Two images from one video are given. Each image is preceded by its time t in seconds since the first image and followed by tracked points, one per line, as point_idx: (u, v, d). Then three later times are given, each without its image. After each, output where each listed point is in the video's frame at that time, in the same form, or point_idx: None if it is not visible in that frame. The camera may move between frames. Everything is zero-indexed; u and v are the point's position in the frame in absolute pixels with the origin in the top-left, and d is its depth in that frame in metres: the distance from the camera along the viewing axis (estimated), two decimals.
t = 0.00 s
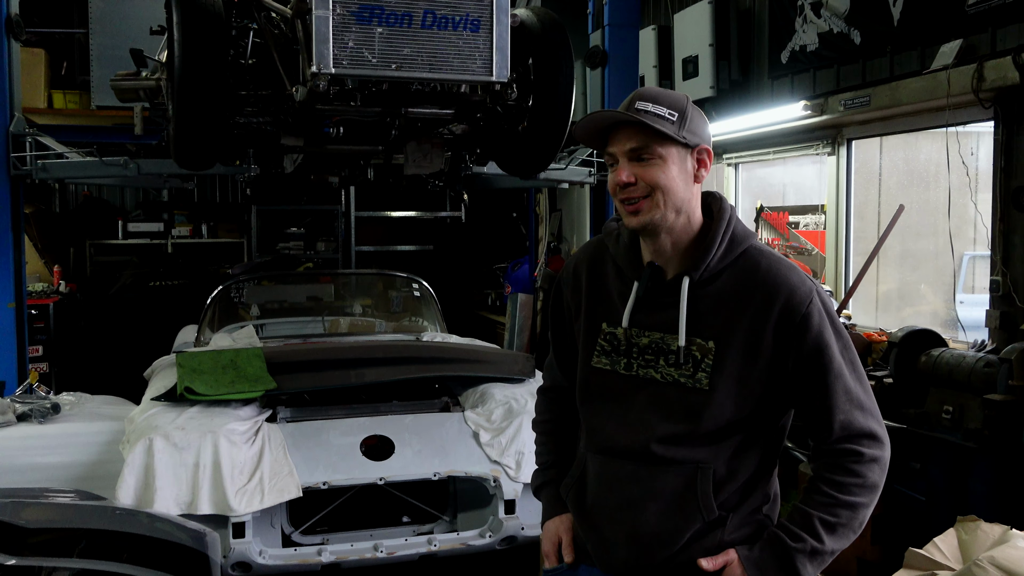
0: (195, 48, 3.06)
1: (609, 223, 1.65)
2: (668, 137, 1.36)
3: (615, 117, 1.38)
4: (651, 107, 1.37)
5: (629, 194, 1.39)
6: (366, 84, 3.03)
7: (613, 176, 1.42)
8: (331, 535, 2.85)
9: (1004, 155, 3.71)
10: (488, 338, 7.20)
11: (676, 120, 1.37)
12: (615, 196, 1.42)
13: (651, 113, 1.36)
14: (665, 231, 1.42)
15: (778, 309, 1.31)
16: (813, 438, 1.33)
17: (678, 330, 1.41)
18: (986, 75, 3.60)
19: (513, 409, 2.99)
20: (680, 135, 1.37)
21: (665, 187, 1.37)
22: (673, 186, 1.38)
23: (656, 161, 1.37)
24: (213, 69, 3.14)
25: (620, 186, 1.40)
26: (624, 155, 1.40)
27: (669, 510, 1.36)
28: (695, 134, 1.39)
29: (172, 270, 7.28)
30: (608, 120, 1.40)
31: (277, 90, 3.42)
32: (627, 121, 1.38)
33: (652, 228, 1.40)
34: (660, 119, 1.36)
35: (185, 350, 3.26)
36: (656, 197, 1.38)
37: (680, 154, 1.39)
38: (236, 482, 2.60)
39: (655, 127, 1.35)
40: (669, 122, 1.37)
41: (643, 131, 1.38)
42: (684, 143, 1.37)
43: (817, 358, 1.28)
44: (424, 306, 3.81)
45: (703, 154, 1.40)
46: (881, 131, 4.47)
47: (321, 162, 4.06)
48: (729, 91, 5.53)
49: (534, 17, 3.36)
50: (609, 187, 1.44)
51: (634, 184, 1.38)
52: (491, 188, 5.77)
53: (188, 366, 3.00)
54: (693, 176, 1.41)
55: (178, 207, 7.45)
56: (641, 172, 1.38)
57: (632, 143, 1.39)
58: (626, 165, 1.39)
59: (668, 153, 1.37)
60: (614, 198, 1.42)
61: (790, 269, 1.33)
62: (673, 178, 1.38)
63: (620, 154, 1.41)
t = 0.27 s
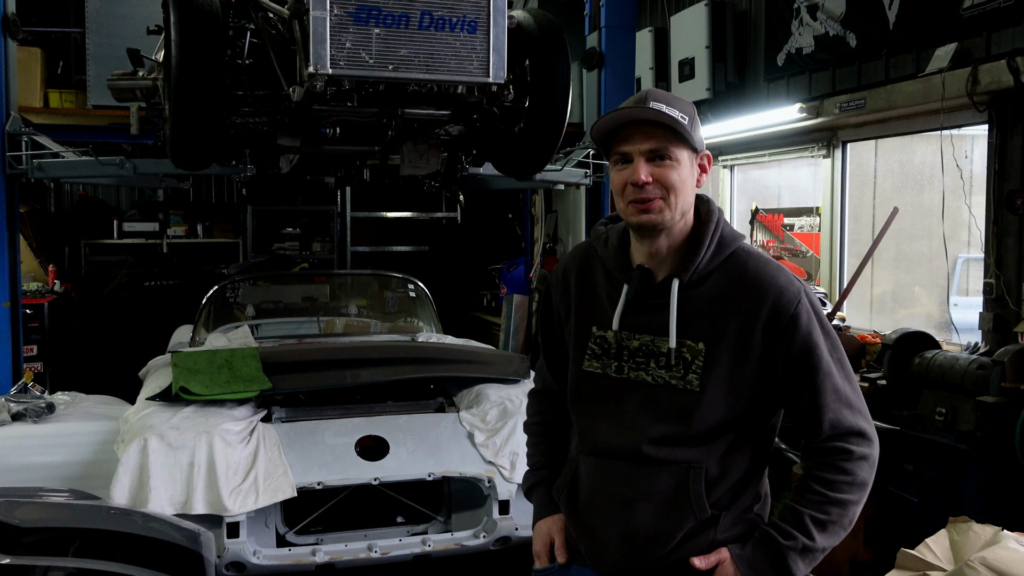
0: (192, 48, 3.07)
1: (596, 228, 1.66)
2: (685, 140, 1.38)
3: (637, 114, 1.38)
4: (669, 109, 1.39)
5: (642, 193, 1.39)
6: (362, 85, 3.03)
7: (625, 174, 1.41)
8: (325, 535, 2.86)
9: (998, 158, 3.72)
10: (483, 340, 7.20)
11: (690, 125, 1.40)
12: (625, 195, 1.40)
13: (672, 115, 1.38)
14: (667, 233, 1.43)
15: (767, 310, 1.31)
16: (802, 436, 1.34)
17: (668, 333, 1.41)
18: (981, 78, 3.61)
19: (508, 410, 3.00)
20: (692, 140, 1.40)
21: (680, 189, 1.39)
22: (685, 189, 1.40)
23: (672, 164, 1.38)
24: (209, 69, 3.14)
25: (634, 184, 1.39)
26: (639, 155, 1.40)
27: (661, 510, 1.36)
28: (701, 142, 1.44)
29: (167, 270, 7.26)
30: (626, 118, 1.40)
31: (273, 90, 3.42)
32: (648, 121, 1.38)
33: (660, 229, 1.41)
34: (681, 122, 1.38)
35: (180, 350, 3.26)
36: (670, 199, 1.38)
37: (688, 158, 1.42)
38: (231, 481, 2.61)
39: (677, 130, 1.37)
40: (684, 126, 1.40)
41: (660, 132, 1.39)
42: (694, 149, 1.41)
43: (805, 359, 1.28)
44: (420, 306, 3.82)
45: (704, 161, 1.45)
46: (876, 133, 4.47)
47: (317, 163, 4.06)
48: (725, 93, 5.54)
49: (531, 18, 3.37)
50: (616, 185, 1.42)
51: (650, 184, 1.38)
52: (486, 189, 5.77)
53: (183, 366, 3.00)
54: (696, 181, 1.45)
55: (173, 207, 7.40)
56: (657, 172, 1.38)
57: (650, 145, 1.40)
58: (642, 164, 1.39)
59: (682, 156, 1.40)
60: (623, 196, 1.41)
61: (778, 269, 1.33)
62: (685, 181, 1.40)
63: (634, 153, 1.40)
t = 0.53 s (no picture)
0: (186, 48, 3.06)
1: (561, 231, 1.62)
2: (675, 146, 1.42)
3: (632, 117, 1.39)
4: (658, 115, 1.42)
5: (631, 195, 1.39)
6: (357, 86, 3.02)
7: (613, 176, 1.41)
8: (319, 536, 2.85)
9: (990, 160, 3.72)
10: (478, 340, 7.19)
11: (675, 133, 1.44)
12: (615, 196, 1.40)
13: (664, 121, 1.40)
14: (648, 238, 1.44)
15: (747, 309, 1.35)
16: (774, 428, 1.40)
17: (649, 334, 1.41)
18: (973, 81, 3.62)
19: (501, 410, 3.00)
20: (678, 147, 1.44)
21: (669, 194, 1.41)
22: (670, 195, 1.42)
23: (660, 169, 1.40)
24: (204, 69, 3.14)
25: (623, 186, 1.39)
26: (629, 158, 1.41)
27: (653, 512, 1.34)
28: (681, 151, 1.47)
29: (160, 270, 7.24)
30: (619, 121, 1.40)
31: (268, 90, 3.41)
32: (642, 124, 1.39)
33: (647, 232, 1.41)
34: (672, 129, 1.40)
35: (173, 351, 3.25)
36: (657, 203, 1.40)
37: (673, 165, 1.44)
38: (225, 483, 2.60)
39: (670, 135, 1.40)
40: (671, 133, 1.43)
41: (650, 137, 1.41)
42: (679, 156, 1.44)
43: (782, 355, 1.34)
44: (414, 307, 3.82)
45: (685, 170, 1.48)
46: (869, 136, 4.49)
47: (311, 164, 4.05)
48: (719, 95, 5.55)
49: (526, 20, 3.37)
50: (603, 186, 1.42)
51: (640, 186, 1.39)
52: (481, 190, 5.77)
53: (177, 367, 3.00)
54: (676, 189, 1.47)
55: (167, 207, 7.42)
56: (647, 175, 1.39)
57: (640, 148, 1.41)
58: (632, 167, 1.40)
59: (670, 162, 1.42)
60: (610, 197, 1.41)
61: (753, 270, 1.39)
62: (672, 187, 1.42)
63: (625, 155, 1.41)
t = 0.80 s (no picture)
0: (182, 47, 3.06)
1: (510, 222, 1.56)
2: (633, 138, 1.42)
3: (590, 108, 1.37)
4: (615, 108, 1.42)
5: (591, 186, 1.37)
6: (353, 84, 3.02)
7: (571, 167, 1.38)
8: (315, 534, 2.85)
9: (985, 160, 3.72)
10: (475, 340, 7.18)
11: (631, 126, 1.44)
12: (576, 188, 1.38)
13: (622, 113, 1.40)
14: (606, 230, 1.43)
15: (699, 303, 1.39)
16: (713, 419, 1.45)
17: (607, 324, 1.41)
18: (968, 81, 3.62)
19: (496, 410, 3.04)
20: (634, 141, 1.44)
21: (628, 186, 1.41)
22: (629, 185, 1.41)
23: (619, 159, 1.39)
24: (199, 68, 3.13)
25: (582, 177, 1.37)
26: (588, 149, 1.39)
27: (610, 507, 1.33)
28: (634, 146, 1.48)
29: (156, 269, 7.22)
30: (577, 112, 1.38)
31: (264, 89, 3.41)
32: (602, 116, 1.38)
33: (608, 224, 1.40)
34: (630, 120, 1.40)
35: (168, 350, 3.25)
36: (617, 193, 1.38)
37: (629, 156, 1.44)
38: (220, 481, 2.62)
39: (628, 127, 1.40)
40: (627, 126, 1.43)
41: (608, 129, 1.39)
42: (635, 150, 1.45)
43: (729, 347, 1.39)
44: (410, 306, 3.78)
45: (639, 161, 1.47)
46: (865, 135, 4.50)
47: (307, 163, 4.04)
48: (716, 95, 5.55)
49: (522, 19, 3.37)
50: (560, 178, 1.39)
51: (599, 177, 1.37)
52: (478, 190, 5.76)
53: (172, 366, 2.99)
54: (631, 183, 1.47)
55: (163, 206, 7.40)
56: (606, 166, 1.38)
57: (599, 140, 1.39)
58: (591, 158, 1.38)
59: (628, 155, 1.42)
60: (569, 188, 1.38)
61: (703, 265, 1.43)
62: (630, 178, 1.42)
63: (585, 147, 1.39)
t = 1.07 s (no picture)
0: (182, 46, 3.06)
1: (471, 241, 1.53)
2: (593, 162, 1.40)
3: (549, 134, 1.35)
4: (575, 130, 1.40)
5: (551, 214, 1.35)
6: (354, 83, 3.01)
7: (530, 195, 1.36)
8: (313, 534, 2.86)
9: (985, 160, 3.72)
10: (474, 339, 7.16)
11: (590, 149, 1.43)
12: (537, 216, 1.35)
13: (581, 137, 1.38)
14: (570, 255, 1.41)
15: (663, 320, 1.39)
16: (670, 425, 1.47)
17: (574, 347, 1.39)
18: (969, 81, 3.62)
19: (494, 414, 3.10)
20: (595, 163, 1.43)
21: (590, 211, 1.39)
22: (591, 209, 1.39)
23: (578, 185, 1.37)
24: (199, 66, 3.13)
25: (542, 205, 1.35)
26: (547, 175, 1.36)
27: (573, 516, 1.33)
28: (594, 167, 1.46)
29: (155, 268, 7.22)
30: (535, 139, 1.35)
31: (263, 88, 3.40)
32: (560, 140, 1.35)
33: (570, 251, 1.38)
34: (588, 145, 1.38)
35: (168, 348, 3.25)
36: (579, 220, 1.36)
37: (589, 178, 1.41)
38: (220, 480, 2.64)
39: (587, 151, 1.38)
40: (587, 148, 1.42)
41: (566, 153, 1.37)
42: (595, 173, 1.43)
43: (692, 361, 1.41)
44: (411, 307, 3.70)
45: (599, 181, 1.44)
46: (864, 135, 4.51)
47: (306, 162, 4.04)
48: (716, 94, 5.55)
49: (522, 19, 3.37)
50: (520, 207, 1.37)
51: (560, 204, 1.35)
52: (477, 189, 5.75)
53: (171, 364, 2.98)
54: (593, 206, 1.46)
55: (161, 204, 7.38)
56: (565, 193, 1.36)
57: (558, 165, 1.36)
58: (550, 185, 1.35)
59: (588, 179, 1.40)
60: (529, 217, 1.36)
61: (666, 281, 1.43)
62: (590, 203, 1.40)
63: (544, 174, 1.36)
